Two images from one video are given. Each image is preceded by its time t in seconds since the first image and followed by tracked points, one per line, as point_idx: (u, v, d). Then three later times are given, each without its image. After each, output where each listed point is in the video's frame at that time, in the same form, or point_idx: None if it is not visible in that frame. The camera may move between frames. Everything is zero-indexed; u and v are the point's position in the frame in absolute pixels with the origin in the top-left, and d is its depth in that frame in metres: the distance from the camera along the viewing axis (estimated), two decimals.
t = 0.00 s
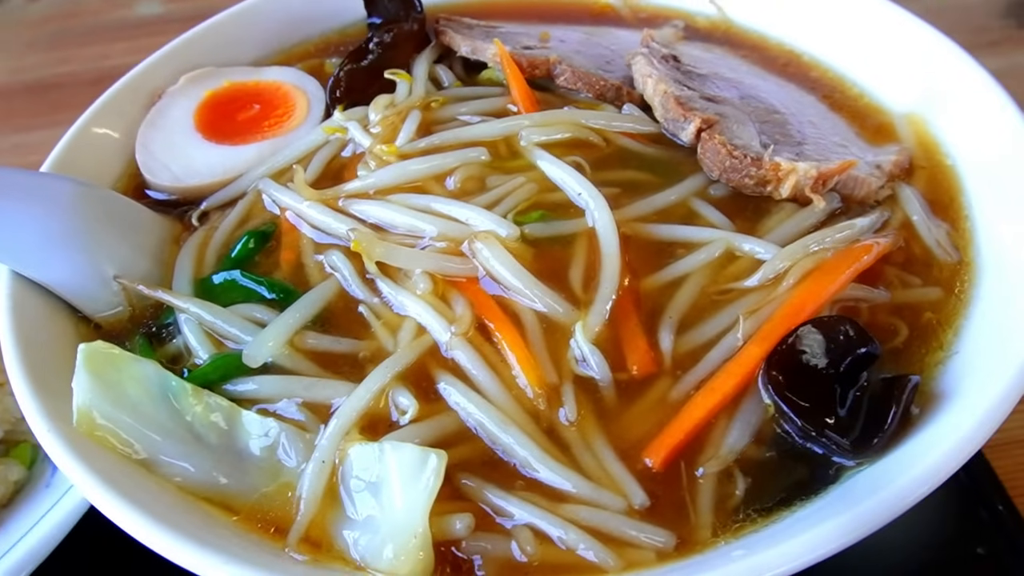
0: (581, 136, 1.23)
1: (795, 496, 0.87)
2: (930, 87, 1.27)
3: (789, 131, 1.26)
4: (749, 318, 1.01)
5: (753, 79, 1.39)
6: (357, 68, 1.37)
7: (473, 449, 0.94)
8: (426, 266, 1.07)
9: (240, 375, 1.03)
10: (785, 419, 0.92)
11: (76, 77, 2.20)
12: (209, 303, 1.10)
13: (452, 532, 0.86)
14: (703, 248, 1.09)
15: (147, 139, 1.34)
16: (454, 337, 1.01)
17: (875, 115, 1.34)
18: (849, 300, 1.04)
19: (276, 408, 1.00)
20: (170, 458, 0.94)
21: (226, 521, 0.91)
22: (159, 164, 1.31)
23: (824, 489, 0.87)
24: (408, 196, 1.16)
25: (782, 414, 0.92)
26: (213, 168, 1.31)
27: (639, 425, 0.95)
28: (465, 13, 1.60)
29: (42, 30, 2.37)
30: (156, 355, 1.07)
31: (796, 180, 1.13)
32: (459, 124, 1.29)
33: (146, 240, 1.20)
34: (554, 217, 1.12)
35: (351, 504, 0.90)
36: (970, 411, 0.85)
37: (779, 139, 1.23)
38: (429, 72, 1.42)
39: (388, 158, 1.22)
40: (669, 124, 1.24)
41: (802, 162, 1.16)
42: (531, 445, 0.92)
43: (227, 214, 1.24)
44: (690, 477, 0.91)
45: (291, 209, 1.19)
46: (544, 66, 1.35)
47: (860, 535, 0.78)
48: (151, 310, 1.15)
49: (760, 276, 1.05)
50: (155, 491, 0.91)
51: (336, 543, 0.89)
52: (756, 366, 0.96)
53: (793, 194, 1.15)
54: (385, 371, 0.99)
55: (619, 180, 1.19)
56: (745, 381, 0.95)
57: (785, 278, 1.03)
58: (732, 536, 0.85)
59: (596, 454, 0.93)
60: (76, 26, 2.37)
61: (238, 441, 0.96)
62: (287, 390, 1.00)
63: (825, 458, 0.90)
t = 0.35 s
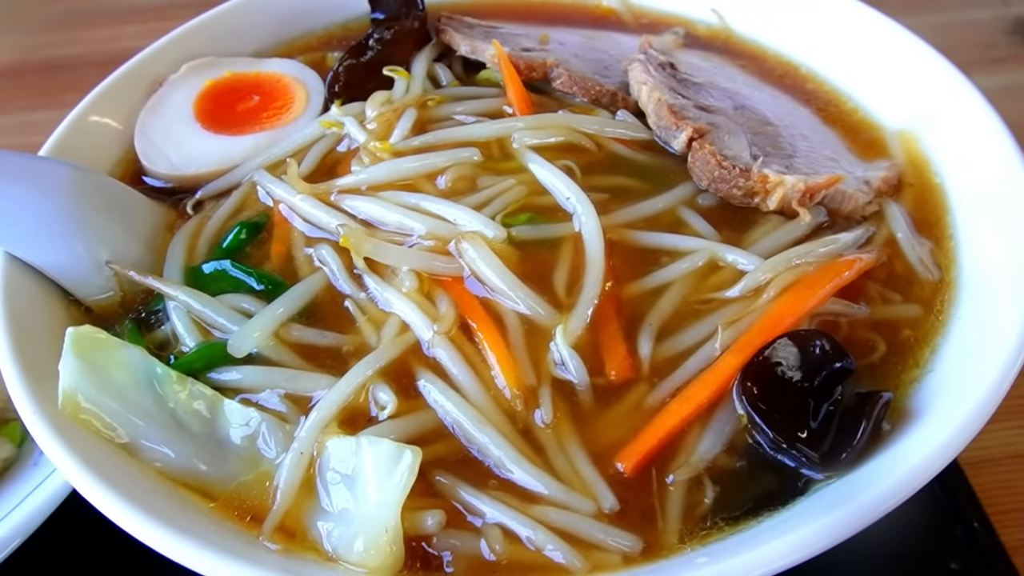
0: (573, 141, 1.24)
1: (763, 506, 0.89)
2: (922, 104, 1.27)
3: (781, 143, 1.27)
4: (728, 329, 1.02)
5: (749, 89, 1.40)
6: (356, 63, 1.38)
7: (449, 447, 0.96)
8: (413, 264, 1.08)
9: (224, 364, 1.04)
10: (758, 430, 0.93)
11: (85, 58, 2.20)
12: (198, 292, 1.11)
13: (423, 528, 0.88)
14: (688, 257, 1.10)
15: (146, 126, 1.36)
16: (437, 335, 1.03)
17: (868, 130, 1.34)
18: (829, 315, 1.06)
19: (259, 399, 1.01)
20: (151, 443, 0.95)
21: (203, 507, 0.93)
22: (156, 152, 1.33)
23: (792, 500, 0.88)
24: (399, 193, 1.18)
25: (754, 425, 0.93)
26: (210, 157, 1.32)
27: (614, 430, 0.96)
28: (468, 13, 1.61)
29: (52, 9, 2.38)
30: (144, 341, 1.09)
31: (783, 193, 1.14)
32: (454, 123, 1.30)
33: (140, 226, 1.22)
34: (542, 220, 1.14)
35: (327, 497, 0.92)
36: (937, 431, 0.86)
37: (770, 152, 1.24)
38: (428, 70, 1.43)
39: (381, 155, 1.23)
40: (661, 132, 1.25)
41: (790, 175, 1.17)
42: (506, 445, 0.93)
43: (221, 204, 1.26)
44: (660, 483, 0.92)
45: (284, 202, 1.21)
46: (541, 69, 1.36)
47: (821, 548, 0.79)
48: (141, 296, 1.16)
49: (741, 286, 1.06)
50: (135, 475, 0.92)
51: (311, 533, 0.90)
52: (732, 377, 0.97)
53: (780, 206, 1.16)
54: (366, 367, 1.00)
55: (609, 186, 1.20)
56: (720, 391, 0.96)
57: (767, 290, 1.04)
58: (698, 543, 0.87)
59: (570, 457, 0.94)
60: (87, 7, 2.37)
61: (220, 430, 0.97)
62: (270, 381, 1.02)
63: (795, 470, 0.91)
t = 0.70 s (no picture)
0: (579, 152, 1.27)
1: (742, 517, 0.91)
2: (924, 128, 1.29)
3: (782, 162, 1.29)
4: (718, 343, 1.05)
5: (755, 107, 1.42)
6: (371, 67, 1.42)
7: (441, 448, 0.99)
8: (417, 268, 1.11)
9: (229, 358, 1.08)
10: (741, 444, 0.96)
11: (111, 47, 2.23)
12: (208, 287, 1.15)
13: (412, 525, 0.91)
14: (683, 272, 1.13)
15: (165, 122, 1.40)
16: (435, 339, 1.06)
17: (870, 152, 1.36)
18: (818, 334, 1.08)
19: (261, 393, 1.05)
20: (156, 432, 0.99)
21: (203, 496, 0.96)
22: (173, 147, 1.37)
23: (771, 513, 0.90)
24: (406, 198, 1.21)
25: (738, 439, 0.96)
26: (224, 154, 1.36)
27: (602, 438, 0.99)
28: (484, 21, 1.64)
29: None
30: (154, 332, 1.13)
31: (781, 212, 1.17)
32: (463, 131, 1.34)
33: (155, 219, 1.25)
34: (544, 229, 1.17)
35: (322, 491, 0.95)
36: (915, 452, 0.89)
37: (771, 170, 1.27)
38: (441, 76, 1.47)
39: (391, 160, 1.27)
40: (665, 147, 1.27)
41: (789, 194, 1.19)
42: (497, 448, 0.97)
43: (234, 201, 1.29)
44: (644, 491, 0.95)
45: (295, 202, 1.24)
46: (551, 80, 1.39)
47: (795, 561, 0.81)
48: (153, 288, 1.20)
49: (734, 303, 1.08)
50: (139, 462, 0.96)
51: (304, 525, 0.94)
52: (719, 391, 1.00)
53: (778, 225, 1.18)
54: (365, 367, 1.03)
55: (611, 198, 1.23)
56: (706, 405, 0.99)
57: (758, 307, 1.07)
58: (676, 551, 0.90)
59: (558, 463, 0.97)
60: None
61: (222, 422, 1.01)
62: (272, 376, 1.05)
63: (776, 485, 0.93)
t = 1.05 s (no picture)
0: (584, 165, 1.30)
1: (722, 529, 0.93)
2: (926, 152, 1.30)
3: (784, 181, 1.31)
4: (709, 358, 1.07)
5: (761, 125, 1.44)
6: (384, 73, 1.45)
7: (433, 449, 1.02)
8: (419, 273, 1.14)
9: (233, 353, 1.12)
10: (725, 457, 0.98)
11: (137, 40, 2.26)
12: (216, 283, 1.19)
13: (401, 522, 0.94)
14: (679, 286, 1.15)
15: (183, 119, 1.44)
16: (433, 342, 1.09)
17: (873, 173, 1.38)
18: (808, 352, 1.10)
19: (263, 388, 1.09)
20: (160, 421, 1.03)
21: (203, 485, 1.00)
22: (190, 144, 1.41)
23: (750, 526, 0.93)
24: (413, 203, 1.24)
25: (722, 452, 0.98)
26: (239, 153, 1.40)
27: (590, 446, 1.02)
28: (500, 31, 1.67)
29: None
30: (164, 324, 1.17)
31: (779, 231, 1.18)
32: (472, 139, 1.37)
33: (169, 214, 1.29)
34: (545, 239, 1.20)
35: (316, 485, 0.98)
36: (894, 472, 0.91)
37: (772, 189, 1.29)
38: (453, 84, 1.50)
39: (400, 165, 1.30)
40: (669, 162, 1.29)
41: (788, 214, 1.21)
42: (487, 451, 0.99)
43: (246, 199, 1.33)
44: (628, 500, 0.98)
45: (304, 203, 1.28)
46: (561, 92, 1.41)
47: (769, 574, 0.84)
48: (164, 282, 1.24)
49: (726, 319, 1.11)
50: (142, 449, 1.00)
51: (298, 518, 0.97)
52: (707, 404, 1.02)
53: (776, 243, 1.20)
54: (363, 367, 1.06)
55: (612, 211, 1.26)
56: (693, 418, 1.01)
57: (750, 324, 1.09)
58: (656, 559, 0.92)
59: (546, 468, 1.00)
60: None
61: (224, 414, 1.05)
62: (275, 372, 1.09)
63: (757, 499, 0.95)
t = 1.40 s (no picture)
0: (595, 180, 1.32)
1: (711, 545, 0.95)
2: (936, 180, 1.31)
3: (793, 203, 1.33)
4: (707, 376, 1.09)
5: (774, 146, 1.46)
6: (404, 81, 1.47)
7: (433, 453, 1.04)
8: (428, 280, 1.17)
9: (244, 351, 1.15)
10: (718, 474, 1.00)
11: (167, 35, 2.30)
12: (230, 281, 1.22)
13: (398, 524, 0.97)
14: (683, 304, 1.17)
15: (207, 118, 1.47)
16: (438, 349, 1.11)
17: (883, 198, 1.39)
18: (807, 374, 1.12)
19: (272, 386, 1.12)
20: (169, 415, 1.06)
21: (208, 479, 1.03)
22: (212, 144, 1.44)
23: (739, 544, 0.94)
24: (425, 211, 1.26)
25: (715, 469, 1.00)
26: (260, 154, 1.43)
27: (586, 457, 1.04)
28: (522, 43, 1.70)
29: None
30: (178, 320, 1.20)
31: (784, 253, 1.20)
32: (487, 150, 1.39)
33: (189, 212, 1.32)
34: (553, 252, 1.22)
35: (317, 484, 1.01)
36: (884, 497, 0.92)
37: (780, 211, 1.30)
38: (472, 94, 1.52)
39: (415, 173, 1.32)
40: (679, 181, 1.31)
41: (794, 236, 1.23)
42: (485, 458, 1.02)
43: (264, 200, 1.36)
44: (620, 512, 1.00)
45: (320, 207, 1.31)
46: (577, 107, 1.43)
47: None
48: (181, 278, 1.27)
49: (726, 338, 1.13)
50: (150, 441, 1.03)
51: (299, 515, 1.00)
52: (703, 422, 1.03)
53: (781, 264, 1.22)
54: (369, 370, 1.09)
55: (620, 227, 1.28)
56: (689, 434, 1.03)
57: (750, 344, 1.11)
58: (645, 571, 0.94)
59: (542, 477, 1.02)
60: None
61: (232, 411, 1.08)
62: (284, 371, 1.12)
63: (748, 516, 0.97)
